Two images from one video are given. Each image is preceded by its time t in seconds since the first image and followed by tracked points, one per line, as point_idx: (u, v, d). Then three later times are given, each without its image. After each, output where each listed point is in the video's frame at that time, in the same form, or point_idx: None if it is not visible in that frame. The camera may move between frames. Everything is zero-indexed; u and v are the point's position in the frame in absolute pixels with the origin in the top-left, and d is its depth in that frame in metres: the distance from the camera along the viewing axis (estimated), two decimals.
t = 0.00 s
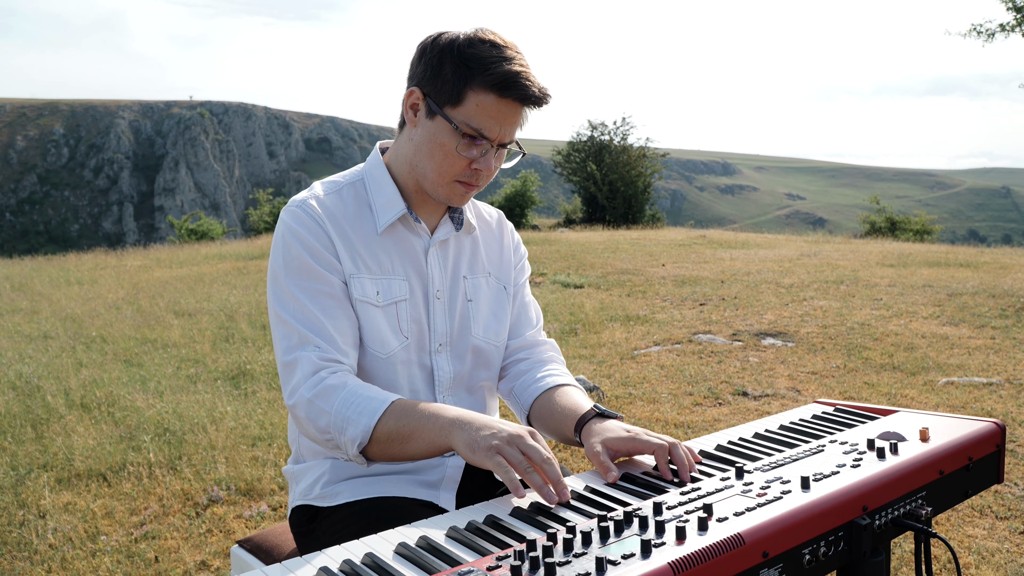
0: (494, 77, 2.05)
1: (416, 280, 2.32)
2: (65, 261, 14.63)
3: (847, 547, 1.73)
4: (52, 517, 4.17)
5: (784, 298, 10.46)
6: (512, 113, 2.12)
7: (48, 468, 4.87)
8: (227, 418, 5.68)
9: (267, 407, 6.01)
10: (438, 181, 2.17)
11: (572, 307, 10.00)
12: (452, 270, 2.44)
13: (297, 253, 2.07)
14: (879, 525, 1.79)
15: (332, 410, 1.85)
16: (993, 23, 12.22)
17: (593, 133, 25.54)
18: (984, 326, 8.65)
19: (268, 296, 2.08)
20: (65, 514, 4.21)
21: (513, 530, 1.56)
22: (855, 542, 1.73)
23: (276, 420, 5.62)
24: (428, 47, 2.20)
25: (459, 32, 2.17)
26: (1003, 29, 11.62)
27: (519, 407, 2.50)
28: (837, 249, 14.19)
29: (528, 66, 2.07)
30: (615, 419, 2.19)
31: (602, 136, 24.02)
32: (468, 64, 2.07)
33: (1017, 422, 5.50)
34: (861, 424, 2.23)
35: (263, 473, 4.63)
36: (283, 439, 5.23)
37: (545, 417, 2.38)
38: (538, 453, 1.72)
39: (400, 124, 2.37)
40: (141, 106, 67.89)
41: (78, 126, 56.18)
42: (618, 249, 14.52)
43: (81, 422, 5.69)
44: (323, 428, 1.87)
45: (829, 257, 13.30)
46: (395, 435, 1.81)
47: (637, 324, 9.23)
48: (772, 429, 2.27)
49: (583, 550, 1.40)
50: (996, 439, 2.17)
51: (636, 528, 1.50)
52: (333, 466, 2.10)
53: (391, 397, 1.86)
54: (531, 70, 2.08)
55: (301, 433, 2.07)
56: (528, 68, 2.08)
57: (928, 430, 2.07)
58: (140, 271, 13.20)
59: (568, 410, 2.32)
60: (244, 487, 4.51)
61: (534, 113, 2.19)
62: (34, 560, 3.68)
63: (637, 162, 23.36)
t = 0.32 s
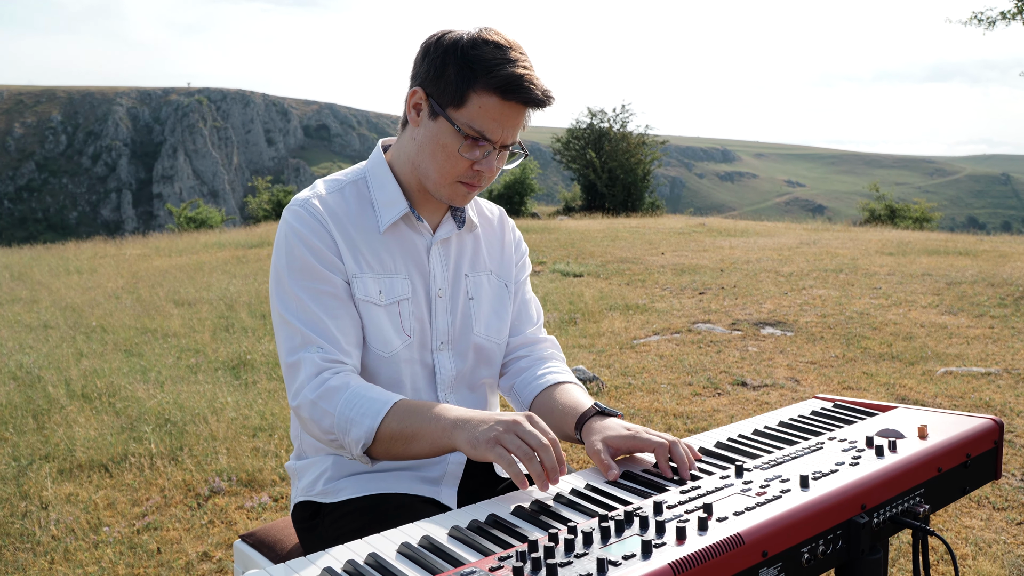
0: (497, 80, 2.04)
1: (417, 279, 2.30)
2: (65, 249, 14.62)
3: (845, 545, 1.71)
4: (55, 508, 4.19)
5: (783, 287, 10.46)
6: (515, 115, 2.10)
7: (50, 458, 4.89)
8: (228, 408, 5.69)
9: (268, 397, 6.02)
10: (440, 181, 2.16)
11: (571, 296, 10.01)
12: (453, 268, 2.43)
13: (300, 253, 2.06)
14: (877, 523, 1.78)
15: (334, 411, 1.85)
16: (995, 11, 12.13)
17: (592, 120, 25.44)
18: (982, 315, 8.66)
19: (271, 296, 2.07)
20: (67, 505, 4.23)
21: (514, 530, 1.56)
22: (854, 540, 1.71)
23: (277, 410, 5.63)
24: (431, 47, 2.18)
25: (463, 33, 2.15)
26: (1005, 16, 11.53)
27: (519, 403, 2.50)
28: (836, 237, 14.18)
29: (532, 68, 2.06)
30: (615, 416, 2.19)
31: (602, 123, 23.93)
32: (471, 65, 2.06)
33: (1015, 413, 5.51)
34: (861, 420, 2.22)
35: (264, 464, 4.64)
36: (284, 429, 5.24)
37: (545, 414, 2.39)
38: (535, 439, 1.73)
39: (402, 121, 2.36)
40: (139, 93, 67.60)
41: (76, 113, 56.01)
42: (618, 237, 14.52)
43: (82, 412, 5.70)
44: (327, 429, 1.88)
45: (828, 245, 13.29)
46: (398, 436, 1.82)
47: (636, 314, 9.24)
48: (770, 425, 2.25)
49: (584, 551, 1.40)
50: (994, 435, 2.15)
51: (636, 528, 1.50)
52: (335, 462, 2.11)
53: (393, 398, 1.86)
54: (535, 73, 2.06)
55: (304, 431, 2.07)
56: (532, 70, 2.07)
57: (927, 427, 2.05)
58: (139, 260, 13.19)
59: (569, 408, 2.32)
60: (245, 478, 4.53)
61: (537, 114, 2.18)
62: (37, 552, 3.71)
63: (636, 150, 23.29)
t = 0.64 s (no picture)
0: (501, 85, 1.98)
1: (419, 279, 2.27)
2: (64, 239, 14.59)
3: (841, 545, 1.70)
4: (57, 499, 4.20)
5: (782, 276, 10.46)
6: (518, 120, 2.05)
7: (52, 450, 4.90)
8: (228, 399, 5.70)
9: (268, 388, 6.03)
10: (441, 184, 2.11)
11: (570, 286, 10.01)
12: (455, 268, 2.39)
13: (302, 255, 2.04)
14: (873, 522, 1.77)
15: (335, 419, 1.87)
16: None
17: (592, 108, 25.34)
18: (981, 305, 8.68)
19: (273, 298, 2.06)
20: (69, 497, 4.24)
21: (513, 532, 1.55)
22: (849, 541, 1.70)
23: (277, 401, 5.63)
24: (432, 47, 2.11)
25: (465, 34, 2.08)
26: (1006, 4, 11.49)
27: (518, 403, 2.48)
28: (835, 226, 14.17)
29: (536, 74, 2.00)
30: (614, 416, 2.20)
31: (601, 110, 23.85)
32: (475, 69, 1.99)
33: (1011, 404, 5.54)
34: (858, 418, 2.20)
35: (264, 456, 4.65)
36: (284, 421, 5.25)
37: (546, 413, 2.38)
38: (529, 452, 1.76)
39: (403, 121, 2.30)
40: (136, 80, 67.25)
41: (74, 100, 55.75)
42: (617, 226, 14.50)
43: (83, 403, 5.71)
44: (326, 435, 1.90)
45: (827, 234, 13.28)
46: (397, 451, 1.84)
47: (635, 303, 9.25)
48: (768, 424, 2.24)
49: (583, 554, 1.39)
50: (990, 434, 2.14)
51: (635, 529, 1.49)
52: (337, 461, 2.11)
53: (393, 412, 1.87)
54: (539, 78, 2.01)
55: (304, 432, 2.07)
56: (536, 75, 2.01)
57: (922, 426, 2.04)
58: (138, 249, 13.18)
59: (570, 409, 2.32)
60: (246, 469, 4.54)
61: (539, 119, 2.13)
62: (39, 544, 3.73)
63: (636, 137, 23.21)
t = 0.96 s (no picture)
0: (498, 96, 1.95)
1: (416, 283, 2.24)
2: (62, 228, 14.55)
3: (832, 549, 1.68)
4: (57, 493, 4.20)
5: (781, 266, 10.47)
6: (516, 130, 2.02)
7: (53, 443, 4.91)
8: (227, 392, 5.70)
9: (267, 380, 6.03)
10: (436, 191, 2.09)
11: (569, 276, 10.00)
12: (453, 271, 2.36)
13: (297, 261, 2.01)
14: (865, 526, 1.75)
15: (325, 426, 1.86)
16: None
17: (590, 95, 25.23)
18: (978, 296, 8.69)
19: (266, 303, 2.04)
20: (69, 490, 4.24)
21: (511, 539, 1.52)
22: (840, 544, 1.68)
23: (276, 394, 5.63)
24: (433, 54, 2.08)
25: (466, 42, 2.05)
26: None
27: (515, 406, 2.47)
28: (833, 214, 14.16)
29: (535, 84, 1.97)
30: (609, 420, 2.19)
31: (600, 98, 23.75)
32: (473, 78, 1.97)
33: (1007, 396, 5.55)
34: (851, 420, 2.19)
35: (264, 449, 4.66)
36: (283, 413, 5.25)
37: (542, 416, 2.37)
38: (515, 463, 1.77)
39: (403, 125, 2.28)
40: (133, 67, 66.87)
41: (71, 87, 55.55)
42: (616, 215, 14.48)
43: (83, 396, 5.71)
44: (315, 442, 1.89)
45: (826, 223, 13.27)
46: (385, 461, 1.83)
47: (633, 294, 9.26)
48: (762, 424, 2.21)
49: (577, 560, 1.38)
50: (981, 437, 2.13)
51: (628, 537, 1.47)
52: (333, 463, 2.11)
53: (383, 421, 1.87)
54: (537, 90, 1.98)
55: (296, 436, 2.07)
56: (534, 86, 1.98)
57: (914, 429, 2.03)
58: (137, 239, 13.14)
59: (565, 413, 2.30)
60: (246, 463, 4.54)
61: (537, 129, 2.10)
62: (40, 538, 3.74)
63: (635, 125, 23.12)
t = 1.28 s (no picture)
0: (496, 102, 1.93)
1: (414, 285, 2.23)
2: (60, 217, 14.50)
3: (826, 554, 1.68)
4: (56, 486, 4.21)
5: (779, 256, 10.47)
6: (512, 136, 2.01)
7: (53, 435, 4.91)
8: (226, 384, 5.70)
9: (266, 372, 6.03)
10: (432, 195, 2.08)
11: (567, 266, 10.00)
12: (450, 273, 2.35)
13: (295, 264, 1.99)
14: (858, 530, 1.75)
15: (325, 428, 1.85)
16: None
17: (589, 82, 25.12)
18: (976, 286, 8.70)
19: (264, 306, 2.02)
20: (69, 484, 4.25)
21: (508, 546, 1.52)
22: (833, 549, 1.67)
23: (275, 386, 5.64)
24: (430, 57, 2.06)
25: (463, 46, 2.03)
26: None
27: (512, 407, 2.46)
28: (833, 203, 14.14)
29: (532, 90, 1.95)
30: (604, 424, 2.17)
31: (599, 85, 23.65)
32: (470, 84, 1.95)
33: (1004, 388, 5.57)
34: (845, 422, 2.19)
35: (263, 442, 4.66)
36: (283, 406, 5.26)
37: (538, 418, 2.35)
38: (517, 464, 1.77)
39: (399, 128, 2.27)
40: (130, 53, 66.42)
41: (68, 73, 55.26)
42: (615, 204, 14.46)
43: (82, 388, 5.71)
44: (315, 443, 1.88)
45: (825, 212, 13.26)
46: (387, 460, 1.83)
47: (632, 284, 9.25)
48: (757, 426, 2.21)
49: (572, 570, 1.38)
50: (974, 440, 2.12)
51: (624, 544, 1.47)
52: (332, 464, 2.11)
53: (383, 420, 1.87)
54: (534, 95, 1.96)
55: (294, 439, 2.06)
56: (531, 92, 1.96)
57: (908, 432, 2.02)
58: (135, 228, 13.11)
59: (562, 415, 2.29)
60: (245, 456, 4.55)
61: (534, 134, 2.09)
62: (41, 533, 3.75)
63: (634, 113, 23.05)
